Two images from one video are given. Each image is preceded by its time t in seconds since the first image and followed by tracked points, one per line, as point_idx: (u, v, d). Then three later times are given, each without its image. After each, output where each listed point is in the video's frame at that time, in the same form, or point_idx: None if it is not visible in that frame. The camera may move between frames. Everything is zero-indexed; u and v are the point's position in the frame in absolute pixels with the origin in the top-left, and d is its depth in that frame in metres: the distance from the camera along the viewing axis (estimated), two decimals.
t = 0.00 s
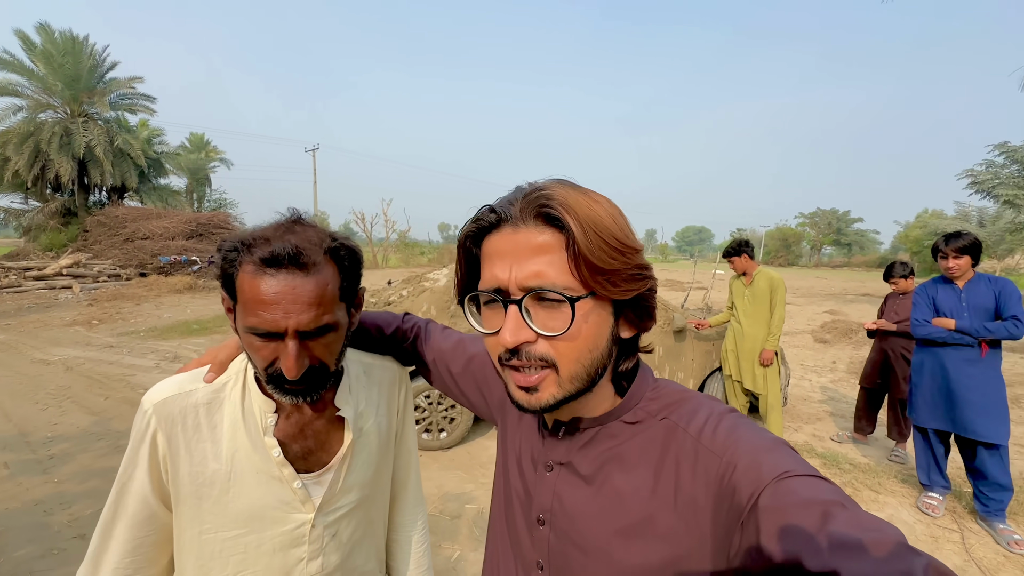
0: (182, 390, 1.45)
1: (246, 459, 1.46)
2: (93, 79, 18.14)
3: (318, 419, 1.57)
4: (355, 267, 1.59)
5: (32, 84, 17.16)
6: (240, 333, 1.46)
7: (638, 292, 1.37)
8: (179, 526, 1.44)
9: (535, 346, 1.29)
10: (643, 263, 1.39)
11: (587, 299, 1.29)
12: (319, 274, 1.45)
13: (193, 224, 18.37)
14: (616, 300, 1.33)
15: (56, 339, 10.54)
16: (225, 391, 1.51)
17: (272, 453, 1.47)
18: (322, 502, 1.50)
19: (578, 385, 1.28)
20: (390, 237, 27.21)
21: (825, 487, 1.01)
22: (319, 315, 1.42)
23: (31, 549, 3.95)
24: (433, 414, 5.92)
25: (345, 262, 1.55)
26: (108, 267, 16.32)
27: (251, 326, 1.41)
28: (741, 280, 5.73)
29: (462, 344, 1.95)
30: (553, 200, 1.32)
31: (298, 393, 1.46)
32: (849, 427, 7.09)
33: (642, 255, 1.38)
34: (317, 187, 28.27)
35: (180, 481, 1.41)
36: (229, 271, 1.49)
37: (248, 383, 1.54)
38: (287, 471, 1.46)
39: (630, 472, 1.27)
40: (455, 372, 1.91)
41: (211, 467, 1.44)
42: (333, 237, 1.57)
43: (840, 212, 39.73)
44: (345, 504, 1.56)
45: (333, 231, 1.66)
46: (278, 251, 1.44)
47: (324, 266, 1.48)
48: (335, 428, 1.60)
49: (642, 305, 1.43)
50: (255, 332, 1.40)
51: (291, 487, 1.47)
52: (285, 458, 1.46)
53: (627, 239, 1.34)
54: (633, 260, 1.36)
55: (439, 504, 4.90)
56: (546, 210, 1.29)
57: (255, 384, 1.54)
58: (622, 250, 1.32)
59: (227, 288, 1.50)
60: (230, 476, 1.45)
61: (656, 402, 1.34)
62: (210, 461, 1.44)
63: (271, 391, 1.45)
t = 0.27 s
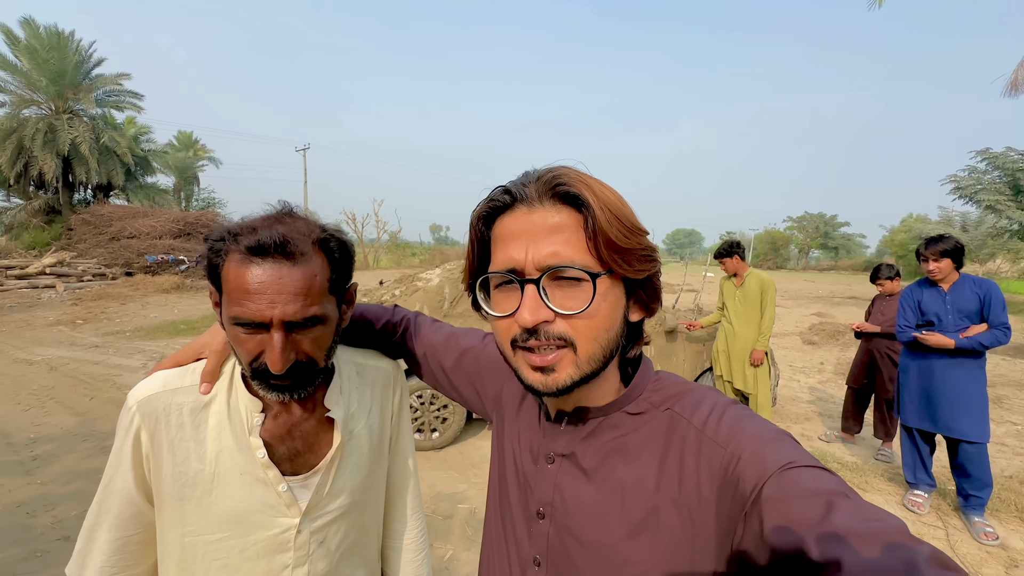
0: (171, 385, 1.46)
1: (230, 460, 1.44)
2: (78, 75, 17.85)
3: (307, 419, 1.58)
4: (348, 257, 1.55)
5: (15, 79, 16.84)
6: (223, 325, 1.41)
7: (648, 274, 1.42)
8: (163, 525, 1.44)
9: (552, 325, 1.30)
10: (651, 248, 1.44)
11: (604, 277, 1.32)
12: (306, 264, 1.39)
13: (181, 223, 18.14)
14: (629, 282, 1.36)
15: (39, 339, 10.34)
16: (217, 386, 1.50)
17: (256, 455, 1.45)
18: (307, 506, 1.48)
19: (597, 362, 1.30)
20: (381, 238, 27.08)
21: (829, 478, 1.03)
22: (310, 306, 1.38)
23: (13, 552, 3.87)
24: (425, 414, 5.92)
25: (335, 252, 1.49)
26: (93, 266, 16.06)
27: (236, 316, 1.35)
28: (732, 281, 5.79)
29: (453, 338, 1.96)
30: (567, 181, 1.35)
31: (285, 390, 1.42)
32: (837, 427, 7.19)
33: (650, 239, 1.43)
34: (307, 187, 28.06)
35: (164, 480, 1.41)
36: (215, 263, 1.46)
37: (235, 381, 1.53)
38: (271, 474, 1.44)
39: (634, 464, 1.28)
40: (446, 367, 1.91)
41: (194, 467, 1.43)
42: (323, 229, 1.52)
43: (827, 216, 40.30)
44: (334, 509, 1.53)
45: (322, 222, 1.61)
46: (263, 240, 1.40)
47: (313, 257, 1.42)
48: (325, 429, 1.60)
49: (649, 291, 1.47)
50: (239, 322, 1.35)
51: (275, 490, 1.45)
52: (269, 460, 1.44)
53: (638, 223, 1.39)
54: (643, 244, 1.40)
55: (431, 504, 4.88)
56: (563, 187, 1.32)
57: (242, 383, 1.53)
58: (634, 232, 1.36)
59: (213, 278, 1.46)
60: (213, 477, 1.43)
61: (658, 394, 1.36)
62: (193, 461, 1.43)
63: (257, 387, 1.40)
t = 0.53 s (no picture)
0: (158, 376, 1.49)
1: (217, 452, 1.48)
2: (73, 73, 17.75)
3: (297, 412, 1.63)
4: (336, 244, 1.57)
5: (9, 77, 16.72)
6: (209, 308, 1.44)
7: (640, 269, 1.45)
8: (146, 521, 1.46)
9: (549, 318, 1.33)
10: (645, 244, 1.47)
11: (601, 273, 1.35)
12: (292, 245, 1.42)
13: (176, 223, 18.06)
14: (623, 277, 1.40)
15: (33, 339, 10.27)
16: (205, 378, 1.54)
17: (245, 448, 1.48)
18: (296, 502, 1.50)
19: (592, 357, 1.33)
20: (378, 239, 27.04)
21: (807, 462, 1.07)
22: (296, 288, 1.40)
23: (7, 550, 3.86)
24: (422, 413, 5.94)
25: (323, 235, 1.52)
26: (87, 266, 15.96)
27: (220, 297, 1.38)
28: (728, 281, 5.83)
29: (441, 334, 1.98)
30: (569, 175, 1.38)
31: (271, 375, 1.44)
32: (830, 427, 7.25)
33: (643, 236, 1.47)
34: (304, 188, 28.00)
35: (148, 473, 1.43)
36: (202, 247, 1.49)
37: (222, 374, 1.57)
38: (260, 468, 1.47)
39: (621, 454, 1.32)
40: (434, 363, 1.93)
41: (179, 460, 1.45)
42: (311, 212, 1.55)
43: (822, 219, 40.55)
44: (323, 506, 1.55)
45: (314, 209, 1.64)
46: (246, 221, 1.43)
47: (299, 238, 1.45)
48: (315, 422, 1.64)
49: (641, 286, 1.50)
50: (223, 304, 1.38)
51: (263, 485, 1.47)
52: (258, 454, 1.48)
53: (634, 219, 1.42)
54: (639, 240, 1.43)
55: (427, 503, 4.90)
56: (564, 181, 1.36)
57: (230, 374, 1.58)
58: (630, 228, 1.40)
59: (199, 264, 1.49)
60: (199, 470, 1.46)
61: (644, 383, 1.39)
62: (178, 454, 1.45)
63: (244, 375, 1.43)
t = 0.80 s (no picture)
0: (154, 378, 1.50)
1: (212, 456, 1.49)
2: (73, 74, 17.76)
3: (292, 417, 1.63)
4: (331, 250, 1.59)
5: (9, 77, 16.72)
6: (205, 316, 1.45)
7: (607, 269, 1.42)
8: (138, 524, 1.47)
9: (496, 316, 1.43)
10: (616, 244, 1.43)
11: (542, 274, 1.39)
12: (286, 253, 1.43)
13: (175, 223, 18.05)
14: (579, 277, 1.40)
15: (31, 339, 10.27)
16: (200, 381, 1.54)
17: (239, 452, 1.50)
18: (289, 508, 1.52)
19: (534, 355, 1.40)
20: (377, 239, 27.03)
21: (792, 469, 1.09)
22: (290, 297, 1.42)
23: (5, 551, 3.87)
24: (420, 414, 5.96)
25: (319, 243, 1.54)
26: (86, 266, 15.95)
27: (215, 306, 1.39)
28: (726, 282, 5.86)
29: (441, 338, 2.00)
30: (519, 179, 1.42)
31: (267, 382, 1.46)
32: (828, 428, 7.27)
33: (615, 236, 1.42)
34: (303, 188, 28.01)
35: (142, 477, 1.44)
36: (198, 252, 1.51)
37: (219, 375, 1.58)
38: (254, 472, 1.49)
39: (612, 458, 1.33)
40: (435, 367, 1.94)
41: (174, 464, 1.46)
42: (307, 218, 1.56)
43: (821, 220, 40.60)
44: (316, 513, 1.57)
45: (314, 213, 1.65)
46: (240, 228, 1.44)
47: (294, 245, 1.46)
48: (310, 427, 1.65)
49: (618, 287, 1.47)
50: (217, 312, 1.39)
51: (257, 490, 1.49)
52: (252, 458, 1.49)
53: (597, 218, 1.39)
54: (601, 240, 1.40)
55: (425, 504, 4.91)
56: (509, 186, 1.40)
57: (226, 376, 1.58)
58: (587, 229, 1.37)
59: (193, 268, 1.51)
60: (192, 474, 1.47)
61: (635, 388, 1.41)
62: (173, 457, 1.47)
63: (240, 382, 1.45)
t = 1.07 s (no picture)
0: (151, 388, 1.48)
1: (207, 467, 1.47)
2: (73, 75, 17.77)
3: (288, 430, 1.61)
4: (327, 268, 1.55)
5: (9, 78, 16.72)
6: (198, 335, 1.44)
7: (535, 291, 1.34)
8: (133, 533, 1.45)
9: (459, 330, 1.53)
10: (553, 264, 1.33)
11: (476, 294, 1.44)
12: (278, 274, 1.40)
13: (175, 224, 18.04)
14: (511, 299, 1.38)
15: (30, 341, 10.26)
16: (195, 390, 1.52)
17: (234, 465, 1.47)
18: (283, 521, 1.50)
19: (474, 369, 1.47)
20: (377, 240, 27.00)
21: (793, 482, 1.06)
22: (281, 319, 1.39)
23: (2, 555, 3.86)
24: (419, 416, 5.94)
25: (313, 261, 1.50)
26: (86, 267, 15.94)
27: (207, 328, 1.38)
28: (726, 284, 5.83)
29: (444, 348, 1.98)
30: (469, 206, 1.47)
31: (263, 401, 1.46)
32: (828, 429, 7.26)
33: (554, 255, 1.33)
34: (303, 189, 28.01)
35: (136, 486, 1.42)
36: (190, 268, 1.50)
37: (217, 385, 1.56)
38: (248, 485, 1.46)
39: (613, 470, 1.31)
40: (438, 377, 1.92)
41: (169, 474, 1.45)
42: (303, 237, 1.53)
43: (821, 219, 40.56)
44: (309, 526, 1.54)
45: (311, 230, 1.62)
46: (230, 249, 1.41)
47: (288, 265, 1.43)
48: (306, 439, 1.63)
49: (563, 307, 1.35)
50: (210, 333, 1.38)
51: (251, 503, 1.46)
52: (246, 471, 1.47)
53: (528, 240, 1.34)
54: (533, 261, 1.34)
55: (424, 507, 4.89)
56: (453, 214, 1.47)
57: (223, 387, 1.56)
58: (512, 252, 1.34)
59: (186, 286, 1.50)
60: (186, 485, 1.46)
61: (635, 400, 1.38)
62: (168, 467, 1.45)
63: (239, 401, 1.44)
